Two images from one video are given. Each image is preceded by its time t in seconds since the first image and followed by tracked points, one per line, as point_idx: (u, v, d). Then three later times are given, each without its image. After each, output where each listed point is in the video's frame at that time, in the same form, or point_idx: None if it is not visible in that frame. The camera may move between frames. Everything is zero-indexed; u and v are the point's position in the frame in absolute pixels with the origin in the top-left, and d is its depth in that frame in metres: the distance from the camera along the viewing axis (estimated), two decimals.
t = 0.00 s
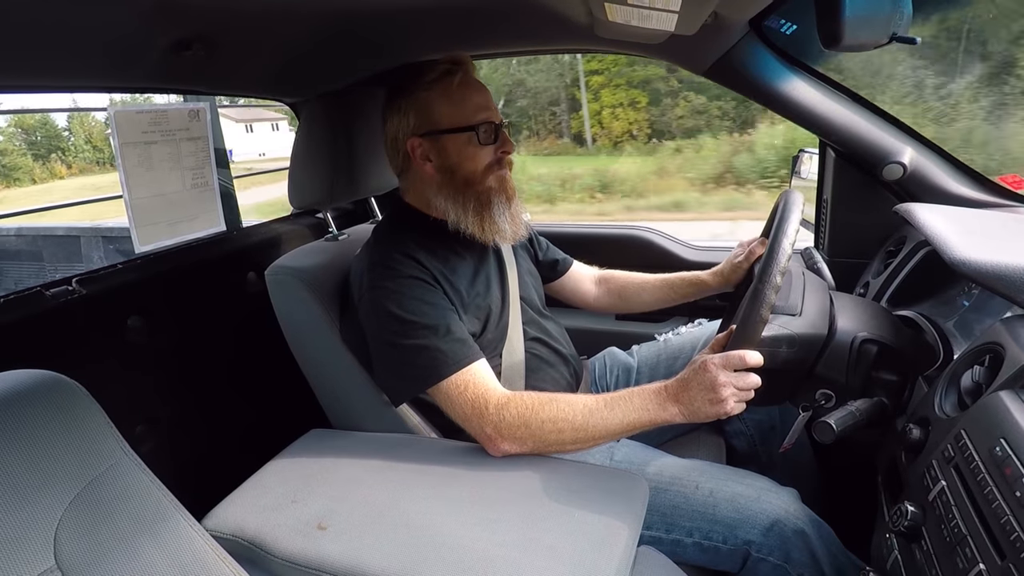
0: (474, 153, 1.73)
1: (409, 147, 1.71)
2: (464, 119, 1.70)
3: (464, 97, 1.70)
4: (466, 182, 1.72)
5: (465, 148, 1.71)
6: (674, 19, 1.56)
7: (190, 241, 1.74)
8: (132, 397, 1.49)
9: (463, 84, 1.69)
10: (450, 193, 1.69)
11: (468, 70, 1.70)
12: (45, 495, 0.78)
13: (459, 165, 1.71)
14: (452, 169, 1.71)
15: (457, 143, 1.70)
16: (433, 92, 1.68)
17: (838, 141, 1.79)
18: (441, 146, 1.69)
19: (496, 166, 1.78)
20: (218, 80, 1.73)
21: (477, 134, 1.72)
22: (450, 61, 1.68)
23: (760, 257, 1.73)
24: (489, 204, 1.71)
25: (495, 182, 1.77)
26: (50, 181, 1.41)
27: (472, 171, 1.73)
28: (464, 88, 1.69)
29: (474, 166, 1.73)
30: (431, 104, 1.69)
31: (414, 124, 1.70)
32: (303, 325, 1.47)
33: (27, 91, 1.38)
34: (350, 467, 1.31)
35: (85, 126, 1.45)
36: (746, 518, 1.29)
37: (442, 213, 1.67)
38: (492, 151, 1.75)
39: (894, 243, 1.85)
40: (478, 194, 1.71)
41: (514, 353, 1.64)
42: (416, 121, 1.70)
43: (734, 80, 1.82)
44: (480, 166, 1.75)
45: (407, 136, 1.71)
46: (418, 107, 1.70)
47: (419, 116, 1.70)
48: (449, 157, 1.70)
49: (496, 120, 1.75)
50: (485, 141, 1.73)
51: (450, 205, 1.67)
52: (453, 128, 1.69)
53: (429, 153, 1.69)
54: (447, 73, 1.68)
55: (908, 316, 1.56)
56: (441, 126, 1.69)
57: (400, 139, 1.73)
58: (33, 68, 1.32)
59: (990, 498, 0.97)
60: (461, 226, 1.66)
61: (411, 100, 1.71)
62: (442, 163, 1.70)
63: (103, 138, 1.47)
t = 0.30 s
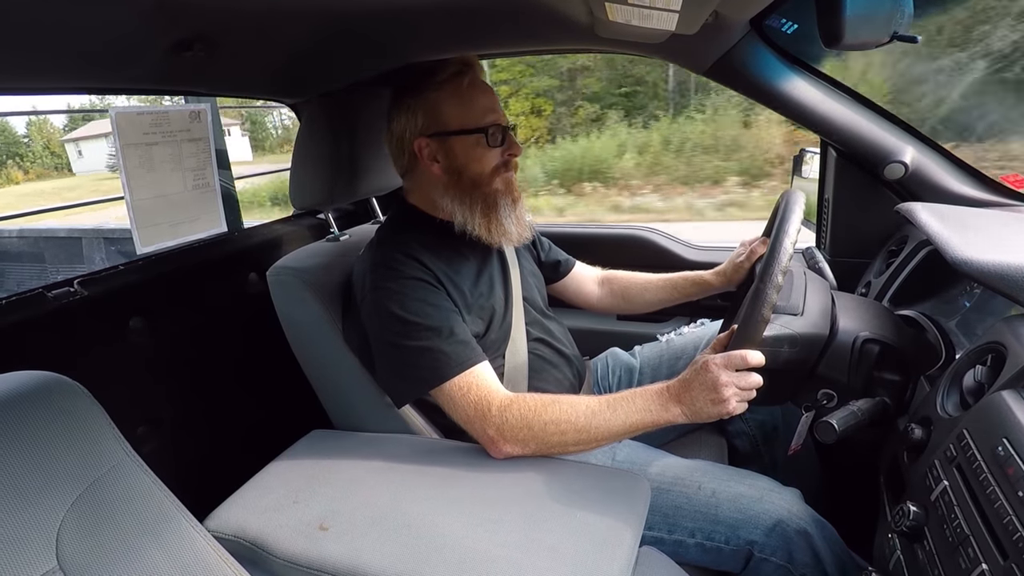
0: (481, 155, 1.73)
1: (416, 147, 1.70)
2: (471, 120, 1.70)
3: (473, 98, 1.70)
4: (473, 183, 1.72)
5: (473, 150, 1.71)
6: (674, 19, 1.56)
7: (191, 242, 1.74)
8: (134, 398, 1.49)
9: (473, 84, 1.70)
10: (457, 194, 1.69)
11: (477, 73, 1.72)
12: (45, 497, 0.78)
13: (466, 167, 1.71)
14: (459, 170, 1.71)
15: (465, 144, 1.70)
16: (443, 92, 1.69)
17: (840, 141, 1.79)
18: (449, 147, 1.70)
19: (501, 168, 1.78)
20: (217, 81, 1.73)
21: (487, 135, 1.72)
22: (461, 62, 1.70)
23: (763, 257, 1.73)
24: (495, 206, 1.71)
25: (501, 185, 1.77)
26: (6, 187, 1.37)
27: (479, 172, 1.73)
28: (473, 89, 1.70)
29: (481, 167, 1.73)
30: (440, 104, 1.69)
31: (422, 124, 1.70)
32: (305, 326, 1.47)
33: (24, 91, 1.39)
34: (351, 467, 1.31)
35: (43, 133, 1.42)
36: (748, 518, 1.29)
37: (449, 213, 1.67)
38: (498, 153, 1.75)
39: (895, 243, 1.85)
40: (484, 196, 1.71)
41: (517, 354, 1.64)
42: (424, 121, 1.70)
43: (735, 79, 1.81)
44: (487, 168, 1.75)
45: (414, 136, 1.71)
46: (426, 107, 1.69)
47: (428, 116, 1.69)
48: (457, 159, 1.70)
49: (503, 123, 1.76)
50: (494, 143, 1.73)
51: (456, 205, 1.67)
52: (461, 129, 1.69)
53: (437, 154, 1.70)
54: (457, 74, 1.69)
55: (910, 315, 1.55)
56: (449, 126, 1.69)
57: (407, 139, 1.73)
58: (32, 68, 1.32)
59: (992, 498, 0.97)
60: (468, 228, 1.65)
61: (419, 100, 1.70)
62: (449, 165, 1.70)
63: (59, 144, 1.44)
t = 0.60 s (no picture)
0: (485, 154, 1.73)
1: (420, 144, 1.70)
2: (476, 120, 1.70)
3: (479, 98, 1.70)
4: (476, 182, 1.72)
5: (477, 149, 1.71)
6: (674, 18, 1.56)
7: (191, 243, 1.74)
8: (134, 398, 1.49)
9: (479, 85, 1.70)
10: (460, 192, 1.69)
11: (482, 73, 1.71)
12: (46, 496, 0.78)
13: (470, 166, 1.71)
14: (463, 168, 1.71)
15: (470, 143, 1.70)
16: (448, 91, 1.69)
17: (839, 140, 1.79)
18: (453, 145, 1.69)
19: (505, 168, 1.78)
20: (217, 81, 1.72)
21: (491, 135, 1.72)
22: (466, 62, 1.69)
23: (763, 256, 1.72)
24: (497, 205, 1.71)
25: (504, 184, 1.77)
26: None
27: (483, 170, 1.73)
28: (478, 89, 1.70)
29: (484, 166, 1.73)
30: (445, 103, 1.69)
31: (427, 122, 1.70)
32: (305, 326, 1.47)
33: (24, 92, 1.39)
34: (351, 467, 1.31)
35: None
36: (748, 516, 1.29)
37: (451, 212, 1.68)
38: (502, 153, 1.75)
39: (895, 242, 1.85)
40: (487, 195, 1.71)
41: (517, 354, 1.64)
42: (429, 118, 1.70)
43: (735, 79, 1.81)
44: (490, 167, 1.75)
45: (418, 134, 1.71)
46: (432, 105, 1.70)
47: (433, 114, 1.69)
48: (462, 157, 1.70)
49: (508, 123, 1.75)
50: (498, 143, 1.73)
51: (459, 203, 1.67)
52: (466, 128, 1.69)
53: (441, 151, 1.69)
54: (462, 73, 1.69)
55: (910, 314, 1.56)
56: (455, 124, 1.69)
57: (411, 136, 1.73)
58: (32, 69, 1.32)
59: (992, 496, 0.97)
60: (470, 226, 1.66)
61: (425, 98, 1.71)
62: (453, 163, 1.70)
63: (13, 149, 1.36)
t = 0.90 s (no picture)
0: (481, 147, 1.73)
1: (416, 141, 1.70)
2: (471, 113, 1.70)
3: (473, 91, 1.70)
4: (474, 176, 1.71)
5: (473, 142, 1.71)
6: (673, 13, 1.56)
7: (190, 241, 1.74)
8: (134, 396, 1.49)
9: (471, 79, 1.69)
10: (457, 187, 1.69)
11: (475, 67, 1.71)
12: (47, 494, 0.78)
13: (466, 160, 1.71)
14: (460, 163, 1.71)
15: (466, 136, 1.70)
16: (443, 87, 1.68)
17: (839, 136, 1.79)
18: (450, 139, 1.69)
19: (502, 161, 1.78)
20: (215, 79, 1.72)
21: (486, 128, 1.72)
22: (459, 56, 1.69)
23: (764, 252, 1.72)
24: (496, 199, 1.71)
25: (502, 177, 1.77)
26: None
27: (480, 164, 1.73)
28: (472, 83, 1.69)
29: (481, 160, 1.73)
30: (440, 98, 1.69)
31: (421, 118, 1.70)
32: (305, 324, 1.47)
33: (23, 90, 1.39)
34: (352, 464, 1.31)
35: None
36: (748, 512, 1.29)
37: (449, 207, 1.67)
38: (498, 146, 1.75)
39: (895, 237, 1.85)
40: (484, 189, 1.71)
41: (517, 352, 1.64)
42: (424, 115, 1.69)
43: (734, 74, 1.81)
44: (487, 161, 1.74)
45: (414, 130, 1.71)
46: (426, 101, 1.69)
47: (428, 110, 1.69)
48: (458, 151, 1.70)
49: (503, 115, 1.75)
50: (493, 136, 1.73)
51: (457, 199, 1.67)
52: (461, 122, 1.69)
53: (437, 147, 1.69)
54: (456, 68, 1.68)
55: (909, 309, 1.56)
56: (450, 119, 1.69)
57: (407, 133, 1.72)
58: (30, 67, 1.32)
59: (992, 491, 0.97)
60: (469, 221, 1.66)
61: (420, 94, 1.70)
62: (450, 158, 1.70)
63: None
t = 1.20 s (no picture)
0: (479, 144, 1.72)
1: (414, 139, 1.70)
2: (469, 110, 1.70)
3: (470, 88, 1.70)
4: (473, 173, 1.72)
5: (471, 139, 1.71)
6: (673, 10, 1.56)
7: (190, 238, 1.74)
8: (134, 393, 1.49)
9: (467, 76, 1.69)
10: (457, 184, 1.68)
11: (471, 63, 1.70)
12: (47, 490, 0.78)
13: (465, 157, 1.71)
14: (459, 160, 1.71)
15: (464, 134, 1.70)
16: (439, 84, 1.68)
17: (839, 133, 1.78)
18: (448, 137, 1.69)
19: (501, 157, 1.78)
20: (215, 76, 1.72)
21: (484, 124, 1.71)
22: (455, 52, 1.68)
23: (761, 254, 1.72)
24: (495, 195, 1.71)
25: (501, 173, 1.77)
26: None
27: (479, 161, 1.73)
28: (468, 80, 1.69)
29: (479, 156, 1.73)
30: (437, 96, 1.68)
31: (419, 117, 1.70)
32: (305, 320, 1.47)
33: (21, 87, 1.39)
34: (352, 461, 1.31)
35: None
36: (748, 510, 1.29)
37: (448, 204, 1.67)
38: (497, 142, 1.75)
39: (895, 234, 1.84)
40: (484, 186, 1.71)
41: (517, 348, 1.64)
42: (422, 113, 1.70)
43: (734, 71, 1.81)
44: (486, 157, 1.74)
45: (412, 128, 1.71)
46: (424, 99, 1.69)
47: (425, 109, 1.69)
48: (456, 149, 1.70)
49: (501, 111, 1.75)
50: (491, 132, 1.73)
51: (456, 195, 1.67)
52: (459, 119, 1.69)
53: (435, 145, 1.69)
54: (452, 65, 1.67)
55: (909, 307, 1.57)
56: (447, 117, 1.69)
57: (406, 131, 1.72)
58: (30, 65, 1.32)
59: (992, 488, 0.97)
60: (468, 218, 1.66)
61: (417, 92, 1.70)
62: (448, 155, 1.70)
63: None
